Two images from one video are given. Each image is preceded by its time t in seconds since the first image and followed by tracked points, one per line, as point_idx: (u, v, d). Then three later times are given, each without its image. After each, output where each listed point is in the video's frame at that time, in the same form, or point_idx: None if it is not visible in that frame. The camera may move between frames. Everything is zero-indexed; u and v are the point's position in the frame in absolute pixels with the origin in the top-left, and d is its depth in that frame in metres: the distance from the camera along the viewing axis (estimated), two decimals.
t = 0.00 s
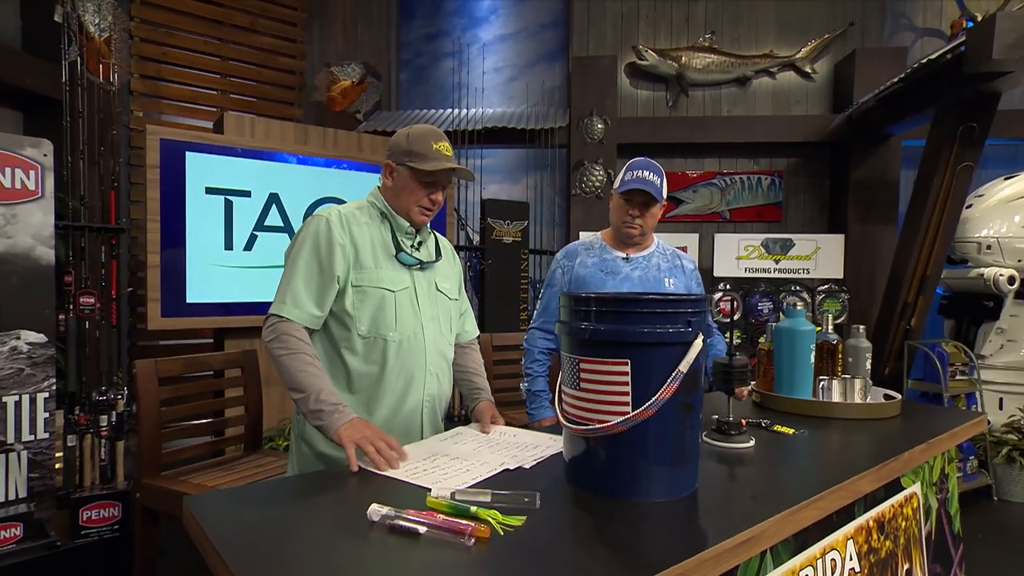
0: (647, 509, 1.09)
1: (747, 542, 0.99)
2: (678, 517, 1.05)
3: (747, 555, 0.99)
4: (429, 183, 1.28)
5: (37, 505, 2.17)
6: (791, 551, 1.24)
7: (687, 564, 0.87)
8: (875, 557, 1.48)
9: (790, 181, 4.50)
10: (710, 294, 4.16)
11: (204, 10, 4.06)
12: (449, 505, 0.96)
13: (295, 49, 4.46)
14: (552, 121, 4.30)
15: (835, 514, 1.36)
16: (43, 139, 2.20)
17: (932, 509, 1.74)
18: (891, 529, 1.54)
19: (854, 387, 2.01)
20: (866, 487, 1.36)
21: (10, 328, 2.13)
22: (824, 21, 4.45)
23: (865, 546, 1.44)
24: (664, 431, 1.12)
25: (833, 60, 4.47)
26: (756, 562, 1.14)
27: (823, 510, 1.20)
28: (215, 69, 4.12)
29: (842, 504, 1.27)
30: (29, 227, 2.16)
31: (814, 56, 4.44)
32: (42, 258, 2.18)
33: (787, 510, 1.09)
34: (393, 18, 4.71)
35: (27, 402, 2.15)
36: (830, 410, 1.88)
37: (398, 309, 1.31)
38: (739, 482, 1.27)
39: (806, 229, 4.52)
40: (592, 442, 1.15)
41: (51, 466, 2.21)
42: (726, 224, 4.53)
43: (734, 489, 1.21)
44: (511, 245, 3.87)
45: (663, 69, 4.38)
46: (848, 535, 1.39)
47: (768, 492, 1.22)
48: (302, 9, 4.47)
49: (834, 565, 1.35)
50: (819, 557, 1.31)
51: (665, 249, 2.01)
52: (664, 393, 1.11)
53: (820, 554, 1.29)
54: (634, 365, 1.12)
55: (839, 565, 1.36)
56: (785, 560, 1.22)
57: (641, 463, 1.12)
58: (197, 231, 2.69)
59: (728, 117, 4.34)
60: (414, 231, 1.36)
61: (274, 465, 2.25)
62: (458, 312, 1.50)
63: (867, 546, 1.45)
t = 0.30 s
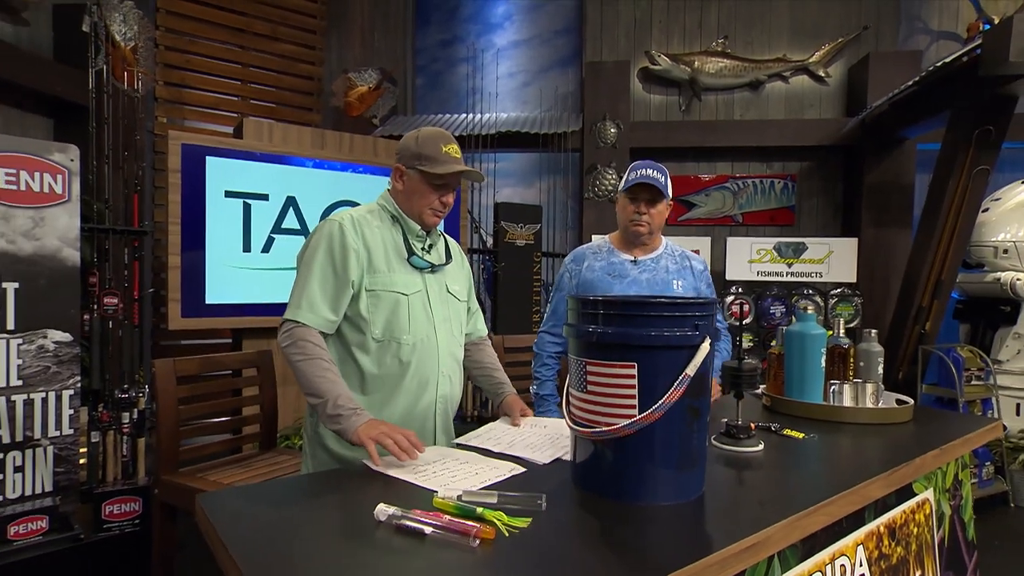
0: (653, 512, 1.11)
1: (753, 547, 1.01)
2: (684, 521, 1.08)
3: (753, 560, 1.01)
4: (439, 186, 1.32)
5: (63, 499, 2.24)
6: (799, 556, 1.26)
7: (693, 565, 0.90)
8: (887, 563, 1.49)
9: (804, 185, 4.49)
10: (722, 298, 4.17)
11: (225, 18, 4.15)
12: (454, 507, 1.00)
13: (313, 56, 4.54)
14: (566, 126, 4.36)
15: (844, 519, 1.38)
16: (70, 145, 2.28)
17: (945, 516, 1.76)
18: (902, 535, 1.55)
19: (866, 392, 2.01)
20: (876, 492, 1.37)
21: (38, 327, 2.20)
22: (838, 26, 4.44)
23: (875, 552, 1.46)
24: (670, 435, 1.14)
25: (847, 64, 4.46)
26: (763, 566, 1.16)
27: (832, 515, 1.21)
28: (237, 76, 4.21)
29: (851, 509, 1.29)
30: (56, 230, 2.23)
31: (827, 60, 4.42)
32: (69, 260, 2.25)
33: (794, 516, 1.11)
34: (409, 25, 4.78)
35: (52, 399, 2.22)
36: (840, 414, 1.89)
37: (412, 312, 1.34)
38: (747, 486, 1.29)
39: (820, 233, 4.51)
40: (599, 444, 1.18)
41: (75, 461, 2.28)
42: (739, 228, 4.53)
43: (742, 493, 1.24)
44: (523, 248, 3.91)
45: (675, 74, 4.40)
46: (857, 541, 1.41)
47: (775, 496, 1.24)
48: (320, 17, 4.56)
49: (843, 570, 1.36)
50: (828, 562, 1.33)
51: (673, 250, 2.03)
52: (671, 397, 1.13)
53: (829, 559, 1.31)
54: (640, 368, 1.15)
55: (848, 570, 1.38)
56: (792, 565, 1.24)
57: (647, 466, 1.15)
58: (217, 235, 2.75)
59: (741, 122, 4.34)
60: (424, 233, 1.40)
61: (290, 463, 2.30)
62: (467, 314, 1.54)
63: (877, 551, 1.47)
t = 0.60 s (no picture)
0: (649, 513, 1.16)
1: (746, 547, 1.05)
2: (680, 521, 1.13)
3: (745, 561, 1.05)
4: (440, 189, 1.38)
5: (88, 491, 2.34)
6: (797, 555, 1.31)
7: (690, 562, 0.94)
8: (887, 563, 1.54)
9: (813, 188, 4.50)
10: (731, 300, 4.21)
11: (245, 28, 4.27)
12: (451, 504, 1.04)
13: (331, 63, 4.66)
14: (576, 130, 4.45)
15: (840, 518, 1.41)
16: (95, 151, 2.37)
17: (948, 518, 1.83)
18: (903, 537, 1.60)
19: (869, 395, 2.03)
20: (874, 494, 1.42)
21: (64, 326, 2.29)
22: (848, 29, 4.45)
23: (875, 554, 1.51)
24: (665, 435, 1.20)
25: (857, 68, 4.45)
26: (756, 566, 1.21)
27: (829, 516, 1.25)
28: (257, 84, 4.33)
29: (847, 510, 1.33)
30: (82, 233, 2.33)
31: (836, 63, 4.42)
32: (93, 262, 2.34)
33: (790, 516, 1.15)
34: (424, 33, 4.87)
35: (78, 396, 2.32)
36: (842, 416, 1.95)
37: (413, 313, 1.41)
38: (744, 486, 1.34)
39: (828, 236, 4.51)
40: (596, 445, 1.24)
41: (99, 455, 2.38)
42: (748, 231, 4.54)
43: (739, 494, 1.28)
44: (534, 250, 3.98)
45: (685, 79, 4.42)
46: (856, 543, 1.45)
47: (771, 497, 1.29)
48: (337, 26, 4.68)
49: (842, 571, 1.41)
50: (825, 564, 1.37)
51: (669, 249, 2.11)
52: (666, 398, 1.18)
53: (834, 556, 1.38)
54: (636, 368, 1.20)
55: (847, 572, 1.42)
56: (788, 566, 1.29)
57: (644, 465, 1.20)
58: (234, 238, 2.84)
59: (750, 125, 4.36)
60: (425, 236, 1.47)
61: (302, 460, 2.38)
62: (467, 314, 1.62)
63: (877, 553, 1.51)
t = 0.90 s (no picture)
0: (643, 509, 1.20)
1: (733, 544, 1.08)
2: (673, 516, 1.16)
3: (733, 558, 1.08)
4: (429, 184, 1.46)
5: (114, 480, 2.45)
6: (794, 551, 1.35)
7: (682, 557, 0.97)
8: (889, 561, 1.59)
9: (825, 187, 4.48)
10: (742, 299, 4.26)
11: (267, 35, 4.40)
12: (447, 497, 1.09)
13: (350, 68, 4.75)
14: (587, 130, 4.50)
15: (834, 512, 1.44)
16: (122, 155, 2.49)
17: (953, 517, 1.89)
18: (905, 535, 1.65)
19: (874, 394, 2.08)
20: (873, 492, 1.45)
21: (92, 322, 2.40)
22: (861, 26, 4.41)
23: (875, 551, 1.56)
24: (660, 430, 1.23)
25: (870, 67, 4.41)
26: (751, 563, 1.26)
27: (824, 513, 1.29)
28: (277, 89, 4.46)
29: (844, 508, 1.36)
30: (109, 233, 2.44)
31: (849, 63, 4.38)
32: (120, 260, 2.45)
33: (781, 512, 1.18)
34: (439, 36, 4.95)
35: (105, 389, 2.42)
36: (848, 414, 2.00)
37: (405, 308, 1.48)
38: (740, 482, 1.39)
39: (841, 235, 4.50)
40: (592, 440, 1.28)
41: (125, 446, 2.49)
42: (760, 230, 4.53)
43: (735, 491, 1.32)
44: (546, 249, 4.04)
45: (696, 80, 4.43)
46: (855, 540, 1.50)
47: (767, 494, 1.33)
48: (357, 31, 4.77)
49: (840, 568, 1.46)
50: (823, 561, 1.42)
51: (665, 247, 2.24)
52: (660, 394, 1.22)
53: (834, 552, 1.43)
54: (630, 364, 1.24)
55: (845, 568, 1.47)
56: (786, 561, 1.33)
57: (638, 460, 1.24)
58: (253, 239, 2.95)
59: (761, 125, 4.36)
60: (415, 232, 1.54)
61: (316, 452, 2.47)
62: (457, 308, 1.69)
63: (877, 550, 1.56)
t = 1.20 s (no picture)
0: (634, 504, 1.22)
1: (721, 543, 1.06)
2: (666, 514, 1.16)
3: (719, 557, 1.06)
4: (392, 178, 1.49)
5: (142, 472, 2.60)
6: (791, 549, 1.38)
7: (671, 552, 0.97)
8: (893, 561, 1.62)
9: (841, 185, 4.45)
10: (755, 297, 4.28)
11: (288, 44, 4.56)
12: (438, 492, 1.11)
13: (368, 73, 4.90)
14: (599, 131, 4.47)
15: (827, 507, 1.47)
16: (147, 161, 2.60)
17: (960, 517, 1.91)
18: (909, 535, 1.67)
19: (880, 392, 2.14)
20: (872, 491, 1.47)
21: (121, 321, 2.52)
22: (877, 22, 4.34)
23: (877, 551, 1.58)
24: (652, 428, 1.24)
25: (886, 64, 4.35)
26: (748, 560, 1.31)
27: (823, 511, 1.30)
28: (299, 95, 4.60)
29: (844, 506, 1.38)
30: (135, 236, 2.56)
31: (864, 60, 4.33)
32: (145, 262, 2.57)
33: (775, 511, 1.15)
34: (456, 43, 4.97)
35: (133, 384, 2.54)
36: (855, 412, 2.04)
37: (376, 307, 1.51)
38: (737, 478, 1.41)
39: (856, 233, 4.46)
40: (586, 438, 1.28)
41: (152, 439, 2.62)
42: (774, 228, 4.50)
43: (732, 487, 1.34)
44: (559, 249, 4.09)
45: (710, 79, 4.42)
46: (856, 540, 1.53)
47: (756, 487, 1.36)
48: (375, 38, 4.93)
49: (841, 566, 1.49)
50: (822, 559, 1.45)
51: (673, 249, 2.36)
52: (652, 391, 1.23)
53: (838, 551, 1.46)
54: (622, 362, 1.24)
55: (846, 566, 1.51)
56: (783, 559, 1.37)
57: (631, 457, 1.24)
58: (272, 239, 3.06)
59: (775, 124, 4.34)
60: (380, 229, 1.58)
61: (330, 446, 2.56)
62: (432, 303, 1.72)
63: (880, 550, 1.59)
